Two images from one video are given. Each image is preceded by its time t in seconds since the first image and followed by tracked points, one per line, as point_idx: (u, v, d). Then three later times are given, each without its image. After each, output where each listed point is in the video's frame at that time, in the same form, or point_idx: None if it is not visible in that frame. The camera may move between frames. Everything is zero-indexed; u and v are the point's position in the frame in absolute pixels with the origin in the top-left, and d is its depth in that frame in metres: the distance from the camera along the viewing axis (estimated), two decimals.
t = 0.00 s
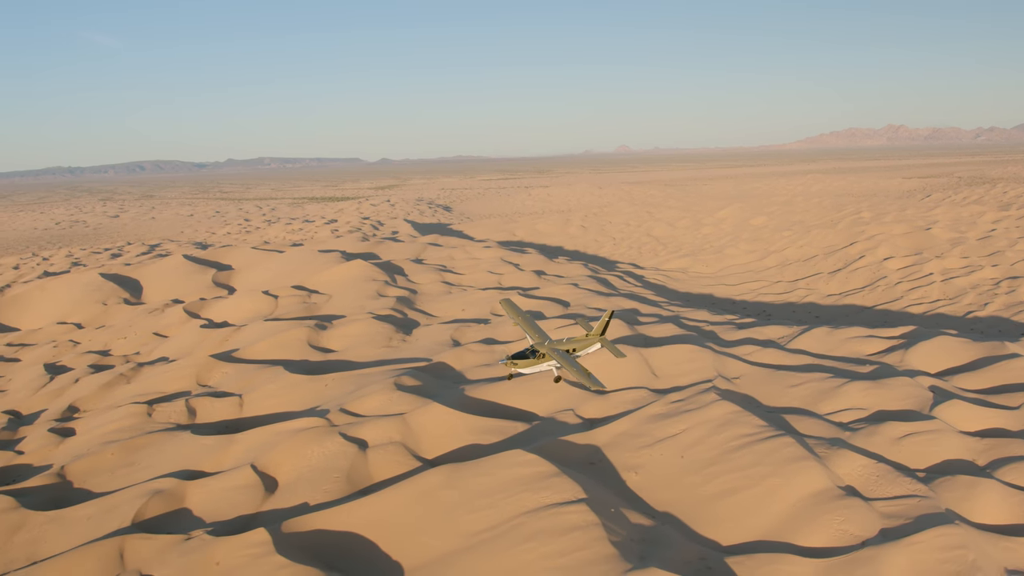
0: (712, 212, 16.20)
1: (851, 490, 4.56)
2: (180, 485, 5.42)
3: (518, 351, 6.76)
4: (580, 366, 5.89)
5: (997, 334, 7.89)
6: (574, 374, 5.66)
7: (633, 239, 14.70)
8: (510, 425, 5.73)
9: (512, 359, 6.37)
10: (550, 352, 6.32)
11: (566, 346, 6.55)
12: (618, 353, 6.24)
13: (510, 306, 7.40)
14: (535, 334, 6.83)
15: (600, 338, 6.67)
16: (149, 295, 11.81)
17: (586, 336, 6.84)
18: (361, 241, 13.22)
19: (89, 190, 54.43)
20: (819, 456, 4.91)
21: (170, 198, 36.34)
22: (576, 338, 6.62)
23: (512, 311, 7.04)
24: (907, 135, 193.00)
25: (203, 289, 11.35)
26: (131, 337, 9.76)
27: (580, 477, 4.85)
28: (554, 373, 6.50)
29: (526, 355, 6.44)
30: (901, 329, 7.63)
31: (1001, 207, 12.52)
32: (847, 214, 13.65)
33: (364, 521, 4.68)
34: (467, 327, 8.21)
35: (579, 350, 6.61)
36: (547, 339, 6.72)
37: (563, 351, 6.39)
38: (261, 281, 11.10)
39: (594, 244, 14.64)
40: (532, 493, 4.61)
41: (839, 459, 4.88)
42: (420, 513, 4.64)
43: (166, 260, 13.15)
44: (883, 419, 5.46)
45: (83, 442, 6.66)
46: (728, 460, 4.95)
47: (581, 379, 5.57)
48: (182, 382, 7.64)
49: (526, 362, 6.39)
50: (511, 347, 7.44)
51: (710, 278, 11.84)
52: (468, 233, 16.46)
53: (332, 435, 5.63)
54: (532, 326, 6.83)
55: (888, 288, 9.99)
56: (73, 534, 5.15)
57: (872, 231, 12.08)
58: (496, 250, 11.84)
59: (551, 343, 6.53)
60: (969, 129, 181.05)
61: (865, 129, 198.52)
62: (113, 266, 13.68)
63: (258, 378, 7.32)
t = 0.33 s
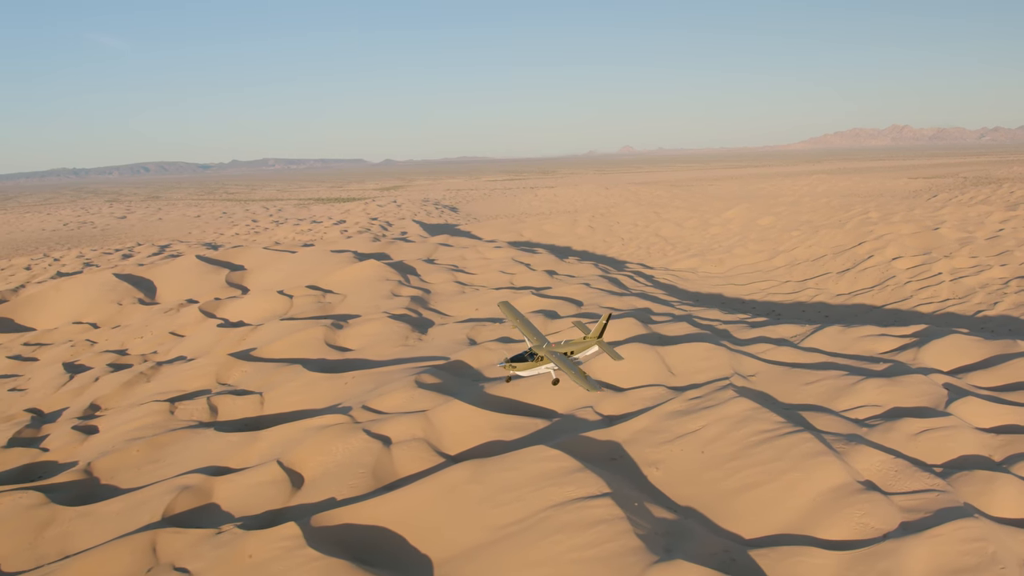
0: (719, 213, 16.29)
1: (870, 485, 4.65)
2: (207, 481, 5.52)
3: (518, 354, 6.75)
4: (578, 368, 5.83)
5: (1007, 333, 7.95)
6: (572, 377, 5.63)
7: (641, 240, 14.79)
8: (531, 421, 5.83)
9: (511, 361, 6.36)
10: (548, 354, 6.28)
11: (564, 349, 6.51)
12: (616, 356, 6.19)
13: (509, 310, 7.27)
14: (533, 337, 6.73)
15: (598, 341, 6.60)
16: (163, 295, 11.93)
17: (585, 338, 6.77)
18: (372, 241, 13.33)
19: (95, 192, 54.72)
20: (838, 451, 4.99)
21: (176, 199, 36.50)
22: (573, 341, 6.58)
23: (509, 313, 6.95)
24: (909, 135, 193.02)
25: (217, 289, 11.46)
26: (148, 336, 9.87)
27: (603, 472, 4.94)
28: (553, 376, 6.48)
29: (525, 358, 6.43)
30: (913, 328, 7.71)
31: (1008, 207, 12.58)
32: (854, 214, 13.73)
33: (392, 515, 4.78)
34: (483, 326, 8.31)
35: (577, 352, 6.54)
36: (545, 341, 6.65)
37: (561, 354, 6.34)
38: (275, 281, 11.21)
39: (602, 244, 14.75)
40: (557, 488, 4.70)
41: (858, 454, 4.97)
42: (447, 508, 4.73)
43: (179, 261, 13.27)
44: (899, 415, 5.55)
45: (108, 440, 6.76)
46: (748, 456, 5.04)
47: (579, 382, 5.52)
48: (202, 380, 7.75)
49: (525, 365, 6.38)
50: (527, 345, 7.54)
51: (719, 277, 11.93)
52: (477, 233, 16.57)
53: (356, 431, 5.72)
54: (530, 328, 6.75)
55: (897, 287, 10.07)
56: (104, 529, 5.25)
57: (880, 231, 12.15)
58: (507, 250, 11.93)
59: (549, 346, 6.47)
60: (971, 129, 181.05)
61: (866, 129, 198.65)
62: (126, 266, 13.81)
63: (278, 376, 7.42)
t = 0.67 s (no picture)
0: (729, 210, 16.35)
1: (891, 477, 4.73)
2: (236, 474, 5.64)
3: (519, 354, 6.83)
4: (578, 369, 5.92)
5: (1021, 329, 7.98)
6: (572, 378, 5.70)
7: (651, 237, 14.86)
8: (553, 416, 5.93)
9: (511, 362, 6.48)
10: (549, 355, 6.36)
11: (564, 350, 6.60)
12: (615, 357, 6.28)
13: (510, 311, 7.37)
14: (534, 337, 6.83)
15: (598, 342, 6.71)
16: (179, 293, 12.05)
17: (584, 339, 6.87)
18: (385, 239, 13.44)
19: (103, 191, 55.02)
20: (857, 445, 5.08)
21: (183, 197, 36.65)
22: (573, 342, 6.65)
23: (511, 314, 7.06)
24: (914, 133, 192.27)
25: (233, 286, 11.58)
26: (167, 333, 9.99)
27: (627, 465, 5.03)
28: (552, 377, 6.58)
29: (526, 359, 6.53)
30: (926, 324, 7.76)
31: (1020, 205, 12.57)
32: (865, 211, 13.75)
33: (421, 507, 4.88)
34: (499, 323, 8.42)
35: (577, 353, 6.66)
36: (546, 342, 6.74)
37: (562, 355, 6.43)
38: (290, 279, 11.33)
39: (612, 242, 14.82)
40: (583, 480, 4.80)
41: (878, 447, 5.05)
42: (475, 499, 4.84)
43: (193, 259, 13.39)
44: (917, 410, 5.62)
45: (134, 435, 6.88)
46: (769, 449, 5.13)
47: (580, 382, 5.59)
48: (224, 375, 7.87)
49: (525, 365, 6.48)
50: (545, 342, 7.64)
51: (731, 275, 11.99)
52: (486, 231, 16.66)
53: (381, 426, 5.83)
54: (531, 328, 6.85)
55: (909, 284, 10.10)
56: (137, 521, 5.36)
57: (891, 228, 12.18)
58: (519, 248, 12.01)
59: (549, 347, 6.57)
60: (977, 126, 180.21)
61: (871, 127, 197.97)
62: (141, 264, 13.94)
63: (300, 372, 7.54)
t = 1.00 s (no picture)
0: (738, 211, 16.43)
1: (912, 473, 4.81)
2: (264, 469, 5.74)
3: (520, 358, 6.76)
4: (580, 373, 5.89)
5: None
6: (573, 382, 5.68)
7: (662, 238, 14.97)
8: (575, 413, 6.03)
9: (512, 366, 6.40)
10: (550, 359, 6.31)
11: (565, 353, 6.45)
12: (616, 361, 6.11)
13: (511, 314, 7.28)
14: (535, 341, 6.76)
15: (598, 345, 6.49)
16: (195, 293, 12.19)
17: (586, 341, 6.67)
18: (399, 239, 13.56)
19: (112, 192, 55.48)
20: (878, 440, 5.15)
21: (192, 199, 36.88)
22: (574, 344, 6.46)
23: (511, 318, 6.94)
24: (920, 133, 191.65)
25: (249, 286, 11.72)
26: (186, 332, 10.12)
27: (651, 461, 5.13)
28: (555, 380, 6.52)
29: (527, 363, 6.47)
30: (941, 323, 7.82)
31: None
32: (875, 212, 13.81)
33: (449, 502, 4.98)
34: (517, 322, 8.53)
35: (577, 356, 6.44)
36: (547, 346, 6.64)
37: (563, 359, 6.36)
38: (306, 278, 11.46)
39: (623, 242, 14.91)
40: (609, 475, 4.89)
41: (898, 443, 5.12)
42: (502, 494, 4.94)
43: (209, 259, 13.55)
44: (936, 407, 5.69)
45: (159, 431, 6.99)
46: (790, 445, 5.22)
47: (582, 388, 5.56)
48: (246, 373, 7.99)
49: (527, 369, 6.42)
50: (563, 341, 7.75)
51: (742, 275, 12.08)
52: (497, 232, 16.78)
53: (407, 423, 5.93)
54: (533, 332, 6.77)
55: (921, 284, 10.15)
56: (168, 514, 5.46)
57: (902, 229, 12.24)
58: (532, 248, 12.11)
59: (550, 350, 6.49)
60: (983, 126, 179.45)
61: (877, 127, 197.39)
62: (158, 264, 14.11)
63: (321, 370, 7.65)
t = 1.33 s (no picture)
0: (745, 212, 16.53)
1: (928, 469, 4.89)
2: (288, 465, 5.84)
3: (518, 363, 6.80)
4: (575, 376, 5.93)
5: None
6: (569, 385, 5.72)
7: (669, 238, 15.07)
8: (593, 411, 6.13)
9: (510, 370, 6.45)
10: (546, 362, 6.35)
11: (562, 357, 6.54)
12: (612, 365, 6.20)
13: (507, 318, 7.31)
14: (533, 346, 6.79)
15: (595, 349, 6.68)
16: (208, 293, 12.30)
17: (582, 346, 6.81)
18: (409, 240, 13.67)
19: (116, 193, 55.69)
20: (893, 437, 5.24)
21: (197, 199, 37.00)
22: (571, 349, 6.59)
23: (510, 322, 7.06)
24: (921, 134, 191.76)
25: (261, 286, 11.82)
26: (200, 331, 10.22)
27: (670, 457, 5.22)
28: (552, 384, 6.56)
29: (524, 367, 6.52)
30: (951, 323, 7.89)
31: None
32: (882, 213, 13.88)
33: (473, 497, 5.08)
34: (530, 321, 8.63)
35: (575, 360, 6.56)
36: (545, 350, 6.71)
37: (560, 362, 6.41)
38: (318, 278, 11.56)
39: (630, 243, 15.02)
40: (630, 471, 4.99)
41: (913, 440, 5.21)
42: (525, 490, 5.03)
43: (220, 259, 13.65)
44: (949, 405, 5.77)
45: (180, 429, 7.08)
46: (807, 442, 5.31)
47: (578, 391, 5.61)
48: (264, 372, 8.09)
49: (524, 374, 6.46)
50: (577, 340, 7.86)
51: (750, 276, 12.17)
52: (504, 232, 16.88)
53: (427, 420, 6.03)
54: (531, 337, 6.81)
55: (929, 284, 10.22)
56: (195, 509, 5.56)
57: (909, 230, 12.32)
58: (542, 248, 12.21)
59: (547, 354, 6.54)
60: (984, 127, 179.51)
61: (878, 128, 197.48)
62: (169, 264, 14.24)
63: (338, 369, 7.75)
